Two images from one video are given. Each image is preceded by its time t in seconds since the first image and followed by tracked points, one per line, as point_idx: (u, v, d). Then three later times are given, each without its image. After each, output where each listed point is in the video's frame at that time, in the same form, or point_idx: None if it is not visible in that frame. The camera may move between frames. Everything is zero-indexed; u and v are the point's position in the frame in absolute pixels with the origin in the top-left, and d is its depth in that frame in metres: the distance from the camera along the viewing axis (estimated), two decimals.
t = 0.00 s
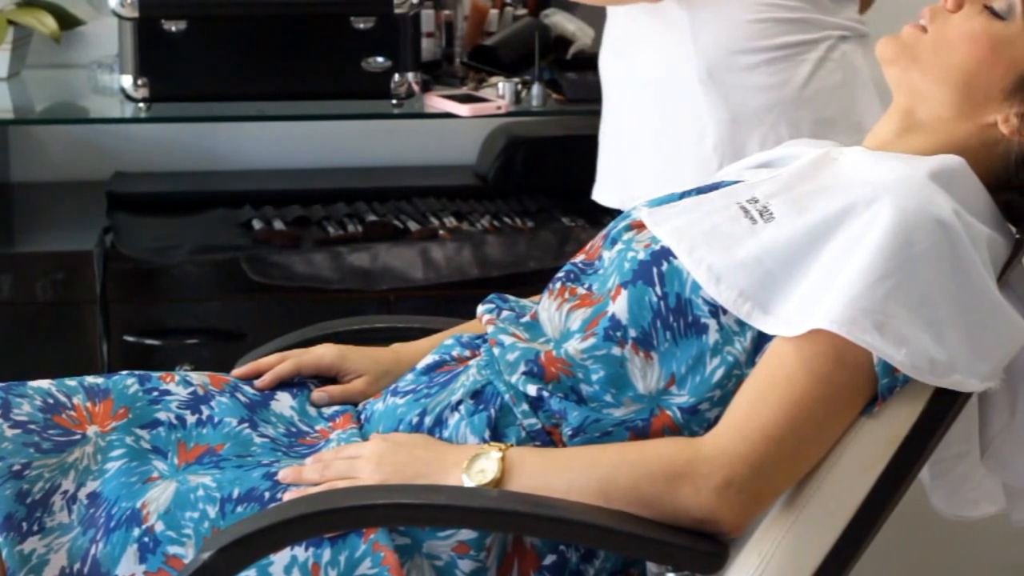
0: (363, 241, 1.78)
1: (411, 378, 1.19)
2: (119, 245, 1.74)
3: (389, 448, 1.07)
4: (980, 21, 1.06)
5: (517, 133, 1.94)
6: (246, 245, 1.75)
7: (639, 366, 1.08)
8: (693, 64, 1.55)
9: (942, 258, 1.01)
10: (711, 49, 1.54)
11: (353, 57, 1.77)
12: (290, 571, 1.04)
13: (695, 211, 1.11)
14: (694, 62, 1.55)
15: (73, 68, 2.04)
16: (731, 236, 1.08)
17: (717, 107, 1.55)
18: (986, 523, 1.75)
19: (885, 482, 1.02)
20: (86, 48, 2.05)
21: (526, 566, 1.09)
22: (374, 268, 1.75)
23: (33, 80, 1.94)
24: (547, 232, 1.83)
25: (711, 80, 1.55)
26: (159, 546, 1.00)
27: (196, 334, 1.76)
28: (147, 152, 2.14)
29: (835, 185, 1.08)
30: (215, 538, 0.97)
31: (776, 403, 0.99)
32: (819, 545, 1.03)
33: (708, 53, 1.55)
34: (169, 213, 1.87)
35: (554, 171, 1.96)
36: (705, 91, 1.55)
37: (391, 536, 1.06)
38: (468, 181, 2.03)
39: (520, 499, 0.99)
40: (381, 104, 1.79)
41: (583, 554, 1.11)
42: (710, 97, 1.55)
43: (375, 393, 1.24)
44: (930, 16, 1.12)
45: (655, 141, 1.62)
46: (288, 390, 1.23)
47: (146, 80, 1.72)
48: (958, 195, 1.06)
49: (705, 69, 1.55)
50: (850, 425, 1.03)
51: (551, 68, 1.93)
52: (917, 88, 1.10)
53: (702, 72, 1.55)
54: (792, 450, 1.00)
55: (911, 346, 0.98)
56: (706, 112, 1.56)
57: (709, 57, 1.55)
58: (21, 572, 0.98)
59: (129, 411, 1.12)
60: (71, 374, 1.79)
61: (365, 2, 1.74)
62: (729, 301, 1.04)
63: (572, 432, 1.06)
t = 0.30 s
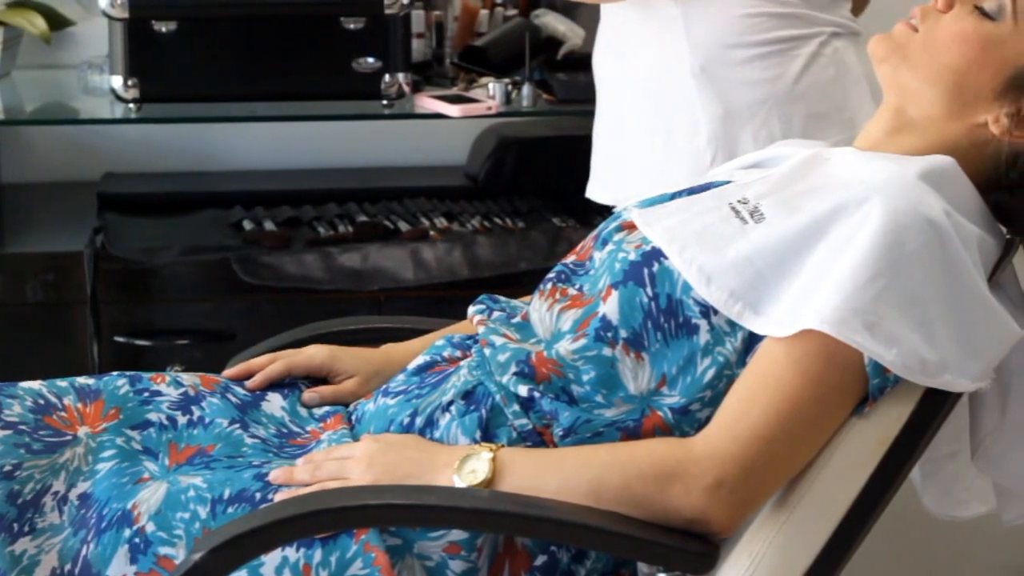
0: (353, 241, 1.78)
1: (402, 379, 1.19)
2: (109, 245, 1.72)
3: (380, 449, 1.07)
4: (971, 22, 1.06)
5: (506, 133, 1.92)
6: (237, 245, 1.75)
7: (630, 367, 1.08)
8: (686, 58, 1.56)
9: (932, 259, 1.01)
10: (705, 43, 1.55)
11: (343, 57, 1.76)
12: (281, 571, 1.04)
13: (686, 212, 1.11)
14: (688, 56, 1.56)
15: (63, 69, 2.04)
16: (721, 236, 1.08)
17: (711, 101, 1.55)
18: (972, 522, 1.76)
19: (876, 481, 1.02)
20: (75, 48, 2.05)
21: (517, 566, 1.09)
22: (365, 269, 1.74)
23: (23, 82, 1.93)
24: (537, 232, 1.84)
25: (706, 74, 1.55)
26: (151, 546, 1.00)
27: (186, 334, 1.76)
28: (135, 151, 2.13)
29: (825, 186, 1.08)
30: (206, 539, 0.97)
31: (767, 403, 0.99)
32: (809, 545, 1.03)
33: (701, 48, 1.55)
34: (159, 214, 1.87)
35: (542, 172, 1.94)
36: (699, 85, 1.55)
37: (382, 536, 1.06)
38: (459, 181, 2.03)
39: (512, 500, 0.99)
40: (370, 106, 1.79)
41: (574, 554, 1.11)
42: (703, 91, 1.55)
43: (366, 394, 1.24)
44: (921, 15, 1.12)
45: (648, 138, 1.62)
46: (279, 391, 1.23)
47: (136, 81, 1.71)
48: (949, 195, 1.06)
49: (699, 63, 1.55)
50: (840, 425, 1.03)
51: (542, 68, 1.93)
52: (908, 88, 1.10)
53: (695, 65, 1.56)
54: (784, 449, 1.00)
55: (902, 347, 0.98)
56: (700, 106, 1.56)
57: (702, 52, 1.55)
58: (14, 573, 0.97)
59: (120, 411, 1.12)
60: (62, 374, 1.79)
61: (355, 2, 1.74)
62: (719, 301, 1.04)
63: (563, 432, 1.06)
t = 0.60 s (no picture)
0: (336, 241, 1.78)
1: (384, 380, 1.18)
2: (91, 246, 1.71)
3: (362, 450, 1.07)
4: (952, 22, 1.06)
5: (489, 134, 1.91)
6: (220, 246, 1.75)
7: (612, 368, 1.08)
8: (672, 57, 1.57)
9: (914, 258, 1.01)
10: (689, 41, 1.56)
11: (326, 58, 1.77)
12: (263, 572, 1.04)
13: (668, 212, 1.11)
14: (673, 54, 1.56)
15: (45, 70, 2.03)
16: (704, 236, 1.08)
17: (695, 100, 1.55)
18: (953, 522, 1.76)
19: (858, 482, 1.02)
20: (58, 48, 2.04)
21: (500, 566, 1.09)
22: (347, 270, 1.74)
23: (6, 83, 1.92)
24: (519, 233, 1.84)
25: (691, 72, 1.56)
26: (133, 547, 0.99)
27: (169, 336, 1.76)
28: (117, 152, 2.13)
29: (807, 186, 1.08)
30: (188, 540, 0.97)
31: (748, 403, 0.99)
32: (790, 545, 1.03)
33: (686, 46, 1.56)
34: (141, 215, 1.87)
35: (524, 173, 1.94)
36: (682, 83, 1.56)
37: (365, 537, 1.06)
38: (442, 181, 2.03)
39: (494, 500, 0.99)
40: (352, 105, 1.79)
41: (556, 554, 1.11)
42: (688, 89, 1.56)
43: (348, 395, 1.24)
44: (903, 16, 1.12)
45: (635, 136, 1.62)
46: (261, 391, 1.23)
47: (119, 82, 1.71)
48: (931, 195, 1.06)
49: (683, 61, 1.56)
50: (823, 425, 1.03)
51: (524, 69, 1.94)
52: (890, 88, 1.10)
53: (680, 64, 1.56)
54: (766, 449, 1.00)
55: (884, 346, 0.98)
56: (684, 104, 1.56)
57: (687, 50, 1.56)
58: None
59: (102, 412, 1.12)
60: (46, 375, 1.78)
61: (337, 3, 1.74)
62: (701, 301, 1.04)
63: (546, 433, 1.06)
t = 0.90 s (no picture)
0: (318, 243, 1.77)
1: (367, 381, 1.18)
2: (74, 247, 1.72)
3: (345, 450, 1.07)
4: (933, 22, 1.06)
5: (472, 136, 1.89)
6: (202, 247, 1.75)
7: (595, 368, 1.08)
8: (667, 54, 1.56)
9: (896, 258, 1.01)
10: (685, 40, 1.55)
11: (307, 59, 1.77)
12: (246, 573, 1.04)
13: (650, 213, 1.11)
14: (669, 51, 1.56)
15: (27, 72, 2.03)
16: (686, 237, 1.08)
17: (690, 97, 1.55)
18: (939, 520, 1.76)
19: (841, 483, 1.02)
20: (41, 49, 2.04)
21: (483, 568, 1.09)
22: (330, 270, 1.74)
23: None
24: (502, 233, 1.83)
25: (687, 71, 1.55)
26: (115, 549, 0.99)
27: (152, 337, 1.76)
28: (101, 154, 2.13)
29: (789, 187, 1.08)
30: (170, 541, 0.97)
31: (730, 402, 0.99)
32: (773, 547, 1.03)
33: (681, 44, 1.55)
34: (122, 216, 1.86)
35: (506, 172, 1.93)
36: (678, 82, 1.55)
37: (347, 538, 1.06)
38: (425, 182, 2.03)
39: (476, 501, 0.98)
40: (334, 106, 1.80)
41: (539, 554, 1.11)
42: (683, 87, 1.55)
43: (331, 396, 1.24)
44: (884, 16, 1.12)
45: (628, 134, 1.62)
46: (244, 392, 1.22)
47: (100, 83, 1.71)
48: (913, 195, 1.06)
49: (678, 60, 1.55)
50: (805, 425, 1.03)
51: (507, 69, 1.94)
52: (871, 88, 1.10)
53: (675, 62, 1.56)
54: (748, 449, 1.00)
55: (867, 346, 0.98)
56: (680, 102, 1.55)
57: (682, 48, 1.55)
58: None
59: (85, 413, 1.11)
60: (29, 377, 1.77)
61: (318, 4, 1.74)
62: (684, 302, 1.04)
63: (528, 433, 1.06)
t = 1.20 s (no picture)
0: (306, 243, 1.77)
1: (355, 381, 1.18)
2: (61, 249, 1.71)
3: (333, 451, 1.06)
4: (920, 22, 1.07)
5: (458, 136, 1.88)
6: (189, 248, 1.74)
7: (583, 368, 1.08)
8: (663, 55, 1.45)
9: (884, 257, 1.01)
10: (682, 39, 1.44)
11: (293, 59, 1.77)
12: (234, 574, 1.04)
13: (638, 214, 1.11)
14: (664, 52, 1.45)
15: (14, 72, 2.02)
16: (674, 237, 1.08)
17: (689, 100, 1.44)
18: (927, 519, 1.76)
19: (829, 483, 1.02)
20: (29, 50, 2.02)
21: (471, 569, 1.09)
22: (317, 271, 1.74)
23: None
24: (490, 234, 1.83)
25: (685, 72, 1.44)
26: (103, 550, 0.99)
27: (139, 338, 1.75)
28: (89, 155, 2.13)
29: (777, 187, 1.08)
30: (158, 542, 0.97)
31: (718, 402, 0.99)
32: (761, 547, 1.03)
33: (678, 44, 1.44)
34: (108, 217, 1.86)
35: (493, 172, 1.92)
36: (675, 85, 1.44)
37: (335, 539, 1.06)
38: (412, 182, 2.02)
39: (464, 501, 0.99)
40: (321, 107, 1.79)
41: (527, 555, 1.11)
42: (680, 90, 1.44)
43: (319, 396, 1.24)
44: (872, 15, 1.12)
45: (619, 138, 1.50)
46: (231, 393, 1.22)
47: (88, 83, 1.71)
48: (901, 194, 1.06)
49: (674, 62, 1.44)
50: (793, 425, 1.03)
51: (493, 69, 1.92)
52: (859, 87, 1.10)
53: (672, 63, 1.44)
54: (736, 450, 1.00)
55: (854, 346, 0.99)
56: (677, 106, 1.44)
57: (679, 48, 1.44)
58: None
59: (72, 414, 1.11)
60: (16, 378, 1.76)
61: (306, 4, 1.75)
62: (672, 302, 1.04)
63: (516, 434, 1.06)
